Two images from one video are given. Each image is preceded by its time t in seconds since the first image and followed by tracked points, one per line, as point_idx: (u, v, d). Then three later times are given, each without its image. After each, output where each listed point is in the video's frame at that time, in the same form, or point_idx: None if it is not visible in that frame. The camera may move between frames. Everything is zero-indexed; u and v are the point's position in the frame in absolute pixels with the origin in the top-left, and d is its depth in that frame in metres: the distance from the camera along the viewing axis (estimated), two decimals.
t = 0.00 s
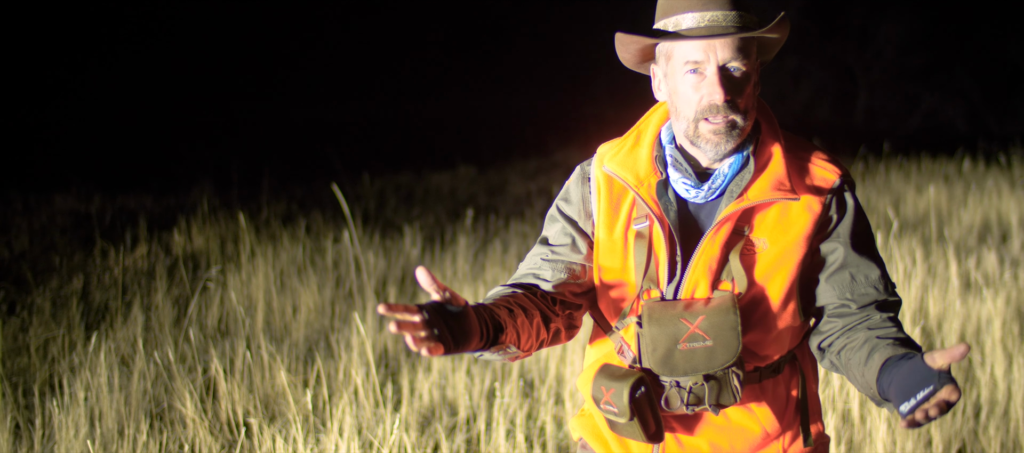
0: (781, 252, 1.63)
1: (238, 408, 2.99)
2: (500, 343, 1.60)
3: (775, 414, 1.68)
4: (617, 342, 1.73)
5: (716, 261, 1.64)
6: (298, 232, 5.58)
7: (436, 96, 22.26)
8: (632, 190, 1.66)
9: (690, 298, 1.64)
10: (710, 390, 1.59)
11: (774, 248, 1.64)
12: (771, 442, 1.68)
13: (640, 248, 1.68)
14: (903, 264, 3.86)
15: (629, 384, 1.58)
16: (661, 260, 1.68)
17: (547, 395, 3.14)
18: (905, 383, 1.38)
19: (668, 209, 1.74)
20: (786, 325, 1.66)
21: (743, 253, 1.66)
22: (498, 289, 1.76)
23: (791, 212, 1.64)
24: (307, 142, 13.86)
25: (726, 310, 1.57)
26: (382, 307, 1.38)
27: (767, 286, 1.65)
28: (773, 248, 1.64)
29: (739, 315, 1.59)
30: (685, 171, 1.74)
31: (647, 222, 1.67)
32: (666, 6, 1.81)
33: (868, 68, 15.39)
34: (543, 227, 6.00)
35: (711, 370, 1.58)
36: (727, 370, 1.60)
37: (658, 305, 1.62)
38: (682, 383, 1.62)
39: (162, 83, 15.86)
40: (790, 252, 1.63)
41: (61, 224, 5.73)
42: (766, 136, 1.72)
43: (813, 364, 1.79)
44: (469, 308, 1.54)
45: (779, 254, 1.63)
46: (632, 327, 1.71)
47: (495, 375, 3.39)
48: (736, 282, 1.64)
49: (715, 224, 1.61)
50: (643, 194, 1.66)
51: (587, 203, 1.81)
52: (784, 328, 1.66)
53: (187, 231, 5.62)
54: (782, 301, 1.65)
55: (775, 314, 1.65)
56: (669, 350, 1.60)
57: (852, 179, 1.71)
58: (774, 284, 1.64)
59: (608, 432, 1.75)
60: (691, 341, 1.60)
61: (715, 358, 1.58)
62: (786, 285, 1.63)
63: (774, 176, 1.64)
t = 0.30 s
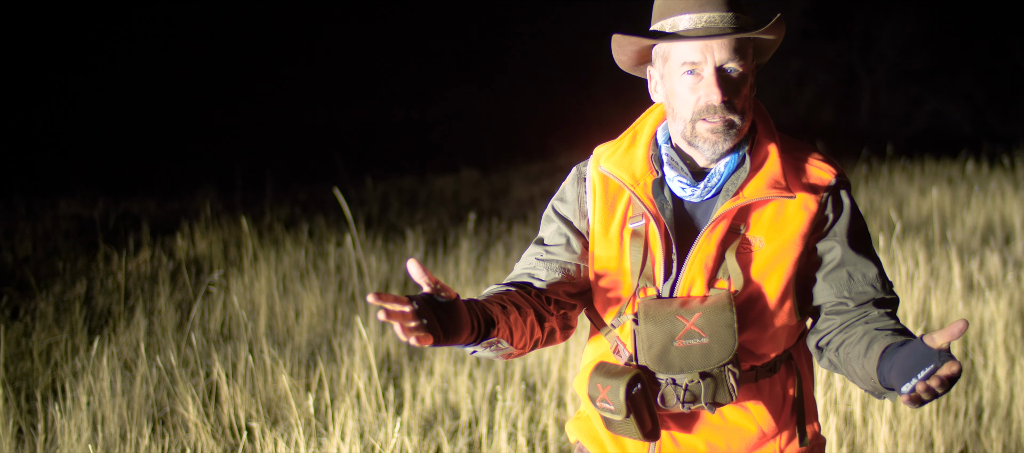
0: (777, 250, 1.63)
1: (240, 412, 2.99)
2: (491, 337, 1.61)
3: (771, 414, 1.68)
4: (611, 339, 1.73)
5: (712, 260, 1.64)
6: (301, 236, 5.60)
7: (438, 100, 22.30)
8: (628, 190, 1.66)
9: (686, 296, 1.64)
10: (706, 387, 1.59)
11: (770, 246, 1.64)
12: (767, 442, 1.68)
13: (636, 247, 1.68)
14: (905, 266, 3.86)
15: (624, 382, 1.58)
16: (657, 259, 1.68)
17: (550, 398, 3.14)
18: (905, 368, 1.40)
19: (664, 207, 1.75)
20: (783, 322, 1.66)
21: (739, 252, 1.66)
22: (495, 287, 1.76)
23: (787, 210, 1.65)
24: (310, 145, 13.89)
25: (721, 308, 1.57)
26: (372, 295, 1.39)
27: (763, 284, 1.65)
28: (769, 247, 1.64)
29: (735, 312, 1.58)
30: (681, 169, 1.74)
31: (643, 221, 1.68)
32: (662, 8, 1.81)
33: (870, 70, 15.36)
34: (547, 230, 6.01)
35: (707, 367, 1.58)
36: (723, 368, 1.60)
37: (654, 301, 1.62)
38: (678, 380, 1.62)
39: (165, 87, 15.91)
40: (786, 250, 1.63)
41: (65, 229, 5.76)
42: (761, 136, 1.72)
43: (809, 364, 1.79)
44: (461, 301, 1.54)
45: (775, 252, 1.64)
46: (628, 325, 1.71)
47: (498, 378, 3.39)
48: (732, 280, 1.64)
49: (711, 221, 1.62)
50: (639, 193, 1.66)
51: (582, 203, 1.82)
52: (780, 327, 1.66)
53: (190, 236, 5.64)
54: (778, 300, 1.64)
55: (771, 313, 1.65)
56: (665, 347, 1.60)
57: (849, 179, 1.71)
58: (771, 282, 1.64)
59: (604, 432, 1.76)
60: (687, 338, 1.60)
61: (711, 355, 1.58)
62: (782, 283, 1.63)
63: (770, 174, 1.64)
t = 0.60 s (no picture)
0: (773, 255, 1.64)
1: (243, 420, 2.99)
2: (487, 345, 1.61)
3: (770, 418, 1.68)
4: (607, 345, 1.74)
5: (709, 266, 1.64)
6: (303, 244, 5.61)
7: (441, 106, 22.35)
8: (625, 196, 1.67)
9: (683, 302, 1.64)
10: (703, 394, 1.60)
11: (766, 251, 1.64)
12: (765, 446, 1.69)
13: (632, 253, 1.68)
14: (908, 270, 3.86)
15: (623, 389, 1.59)
16: (654, 265, 1.68)
17: (553, 404, 3.13)
18: (907, 377, 1.39)
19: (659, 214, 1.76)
20: (780, 328, 1.66)
21: (735, 257, 1.66)
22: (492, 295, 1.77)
23: (783, 215, 1.65)
24: (312, 152, 13.92)
25: (718, 314, 1.58)
26: (364, 306, 1.39)
27: (759, 289, 1.65)
28: (766, 252, 1.64)
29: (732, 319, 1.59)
30: (676, 175, 1.75)
31: (639, 227, 1.68)
32: (657, 14, 1.81)
33: (873, 75, 15.35)
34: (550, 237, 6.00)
35: (704, 374, 1.58)
36: (721, 374, 1.60)
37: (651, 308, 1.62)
38: (676, 386, 1.63)
39: (168, 95, 15.96)
40: (782, 255, 1.63)
41: (69, 238, 5.78)
42: (757, 141, 1.73)
43: (807, 368, 1.80)
44: (454, 310, 1.54)
45: (771, 257, 1.64)
46: (624, 331, 1.72)
47: (500, 384, 3.38)
48: (729, 286, 1.64)
49: (707, 227, 1.62)
50: (635, 199, 1.67)
51: (578, 210, 1.83)
52: (777, 332, 1.67)
53: (193, 244, 5.65)
54: (775, 305, 1.65)
55: (768, 318, 1.65)
56: (662, 354, 1.60)
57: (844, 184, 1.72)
58: (767, 288, 1.64)
59: (603, 438, 1.76)
60: (684, 345, 1.60)
61: (709, 362, 1.58)
62: (779, 289, 1.64)
63: (766, 180, 1.65)
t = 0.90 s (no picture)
0: (773, 255, 1.63)
1: (250, 422, 2.99)
2: (488, 348, 1.61)
3: (772, 417, 1.68)
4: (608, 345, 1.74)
5: (708, 266, 1.64)
6: (311, 246, 5.64)
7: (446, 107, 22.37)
8: (624, 197, 1.67)
9: (684, 303, 1.64)
10: (704, 393, 1.60)
11: (766, 251, 1.64)
12: (767, 445, 1.68)
13: (632, 254, 1.68)
14: (915, 268, 3.84)
15: (623, 389, 1.59)
16: (654, 265, 1.68)
17: (559, 404, 3.14)
18: (907, 376, 1.38)
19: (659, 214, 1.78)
20: (780, 327, 1.66)
21: (735, 257, 1.66)
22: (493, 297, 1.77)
23: (783, 215, 1.65)
24: (318, 154, 13.94)
25: (718, 314, 1.57)
26: (365, 309, 1.39)
27: (759, 288, 1.65)
28: (766, 251, 1.64)
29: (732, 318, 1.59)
30: (676, 175, 1.75)
31: (639, 227, 1.68)
32: (653, 13, 1.81)
33: (880, 72, 15.27)
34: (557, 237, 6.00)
35: (705, 373, 1.58)
36: (721, 374, 1.60)
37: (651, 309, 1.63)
38: (676, 387, 1.63)
39: (174, 98, 16.00)
40: (782, 255, 1.63)
41: (77, 241, 5.83)
42: (757, 141, 1.73)
43: (809, 367, 1.79)
44: (456, 313, 1.54)
45: (772, 257, 1.63)
46: (626, 332, 1.72)
47: (508, 385, 3.39)
48: (729, 286, 1.64)
49: (707, 227, 1.62)
50: (635, 199, 1.67)
51: (578, 211, 1.83)
52: (779, 331, 1.66)
53: (200, 246, 5.69)
54: (775, 304, 1.64)
55: (768, 317, 1.65)
56: (663, 354, 1.60)
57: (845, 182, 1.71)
58: (767, 287, 1.64)
59: (605, 438, 1.76)
60: (684, 345, 1.59)
61: (709, 362, 1.58)
62: (780, 287, 1.63)
63: (765, 179, 1.65)
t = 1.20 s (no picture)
0: (773, 254, 1.62)
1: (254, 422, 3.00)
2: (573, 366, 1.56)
3: (773, 417, 1.67)
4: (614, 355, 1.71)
5: (708, 265, 1.64)
6: (315, 246, 5.64)
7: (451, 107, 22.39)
8: (626, 197, 1.67)
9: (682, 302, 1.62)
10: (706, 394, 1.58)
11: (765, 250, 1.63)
12: (770, 445, 1.68)
13: (633, 254, 1.69)
14: (919, 267, 3.84)
15: (624, 391, 1.55)
16: (655, 265, 1.68)
17: (564, 403, 3.13)
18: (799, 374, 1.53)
19: (660, 214, 1.77)
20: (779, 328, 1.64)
21: (733, 257, 1.66)
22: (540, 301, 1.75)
23: (782, 214, 1.63)
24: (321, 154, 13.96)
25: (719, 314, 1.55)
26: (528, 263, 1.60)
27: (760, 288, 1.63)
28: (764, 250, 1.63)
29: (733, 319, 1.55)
30: (676, 176, 1.75)
31: (641, 227, 1.68)
32: (647, 15, 1.79)
33: (886, 70, 15.19)
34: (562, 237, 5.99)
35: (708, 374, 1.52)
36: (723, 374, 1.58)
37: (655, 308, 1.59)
38: (678, 387, 1.61)
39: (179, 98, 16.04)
40: (782, 254, 1.61)
41: (82, 242, 5.85)
42: (756, 140, 1.72)
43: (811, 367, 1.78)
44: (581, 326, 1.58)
45: (767, 256, 1.62)
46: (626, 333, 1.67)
47: (512, 384, 3.39)
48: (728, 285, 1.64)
49: (706, 227, 1.62)
50: (635, 198, 1.67)
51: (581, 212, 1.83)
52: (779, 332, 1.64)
53: (205, 247, 5.69)
54: (776, 306, 1.62)
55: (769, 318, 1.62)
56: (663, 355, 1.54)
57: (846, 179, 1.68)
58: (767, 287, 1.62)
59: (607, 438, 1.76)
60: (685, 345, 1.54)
61: (711, 363, 1.52)
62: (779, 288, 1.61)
63: (765, 179, 1.64)
